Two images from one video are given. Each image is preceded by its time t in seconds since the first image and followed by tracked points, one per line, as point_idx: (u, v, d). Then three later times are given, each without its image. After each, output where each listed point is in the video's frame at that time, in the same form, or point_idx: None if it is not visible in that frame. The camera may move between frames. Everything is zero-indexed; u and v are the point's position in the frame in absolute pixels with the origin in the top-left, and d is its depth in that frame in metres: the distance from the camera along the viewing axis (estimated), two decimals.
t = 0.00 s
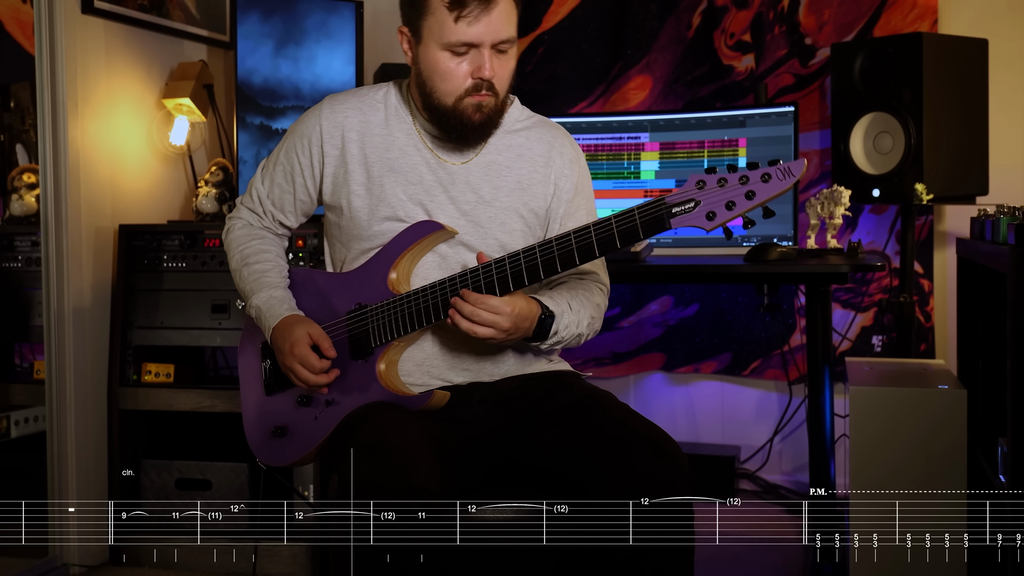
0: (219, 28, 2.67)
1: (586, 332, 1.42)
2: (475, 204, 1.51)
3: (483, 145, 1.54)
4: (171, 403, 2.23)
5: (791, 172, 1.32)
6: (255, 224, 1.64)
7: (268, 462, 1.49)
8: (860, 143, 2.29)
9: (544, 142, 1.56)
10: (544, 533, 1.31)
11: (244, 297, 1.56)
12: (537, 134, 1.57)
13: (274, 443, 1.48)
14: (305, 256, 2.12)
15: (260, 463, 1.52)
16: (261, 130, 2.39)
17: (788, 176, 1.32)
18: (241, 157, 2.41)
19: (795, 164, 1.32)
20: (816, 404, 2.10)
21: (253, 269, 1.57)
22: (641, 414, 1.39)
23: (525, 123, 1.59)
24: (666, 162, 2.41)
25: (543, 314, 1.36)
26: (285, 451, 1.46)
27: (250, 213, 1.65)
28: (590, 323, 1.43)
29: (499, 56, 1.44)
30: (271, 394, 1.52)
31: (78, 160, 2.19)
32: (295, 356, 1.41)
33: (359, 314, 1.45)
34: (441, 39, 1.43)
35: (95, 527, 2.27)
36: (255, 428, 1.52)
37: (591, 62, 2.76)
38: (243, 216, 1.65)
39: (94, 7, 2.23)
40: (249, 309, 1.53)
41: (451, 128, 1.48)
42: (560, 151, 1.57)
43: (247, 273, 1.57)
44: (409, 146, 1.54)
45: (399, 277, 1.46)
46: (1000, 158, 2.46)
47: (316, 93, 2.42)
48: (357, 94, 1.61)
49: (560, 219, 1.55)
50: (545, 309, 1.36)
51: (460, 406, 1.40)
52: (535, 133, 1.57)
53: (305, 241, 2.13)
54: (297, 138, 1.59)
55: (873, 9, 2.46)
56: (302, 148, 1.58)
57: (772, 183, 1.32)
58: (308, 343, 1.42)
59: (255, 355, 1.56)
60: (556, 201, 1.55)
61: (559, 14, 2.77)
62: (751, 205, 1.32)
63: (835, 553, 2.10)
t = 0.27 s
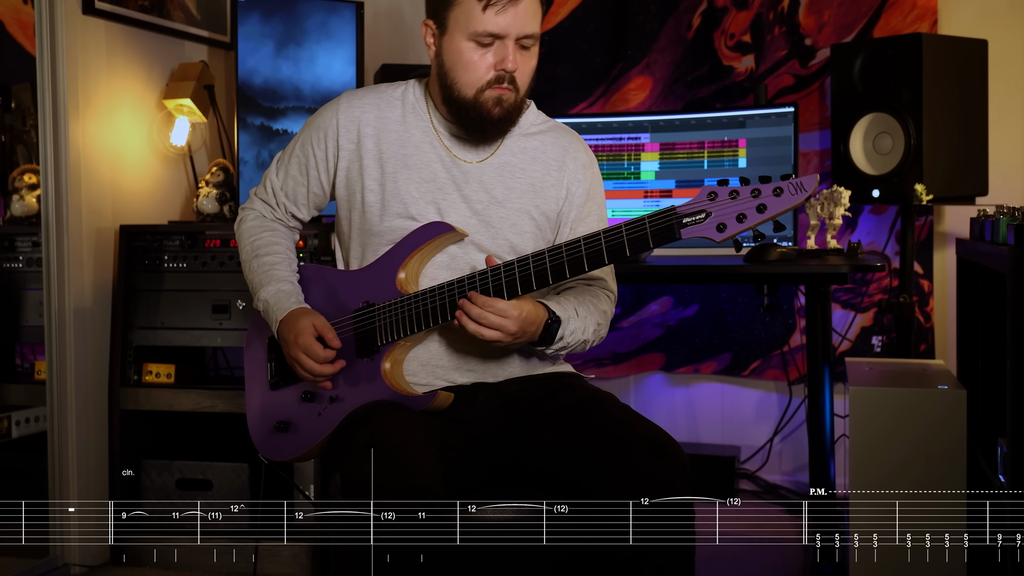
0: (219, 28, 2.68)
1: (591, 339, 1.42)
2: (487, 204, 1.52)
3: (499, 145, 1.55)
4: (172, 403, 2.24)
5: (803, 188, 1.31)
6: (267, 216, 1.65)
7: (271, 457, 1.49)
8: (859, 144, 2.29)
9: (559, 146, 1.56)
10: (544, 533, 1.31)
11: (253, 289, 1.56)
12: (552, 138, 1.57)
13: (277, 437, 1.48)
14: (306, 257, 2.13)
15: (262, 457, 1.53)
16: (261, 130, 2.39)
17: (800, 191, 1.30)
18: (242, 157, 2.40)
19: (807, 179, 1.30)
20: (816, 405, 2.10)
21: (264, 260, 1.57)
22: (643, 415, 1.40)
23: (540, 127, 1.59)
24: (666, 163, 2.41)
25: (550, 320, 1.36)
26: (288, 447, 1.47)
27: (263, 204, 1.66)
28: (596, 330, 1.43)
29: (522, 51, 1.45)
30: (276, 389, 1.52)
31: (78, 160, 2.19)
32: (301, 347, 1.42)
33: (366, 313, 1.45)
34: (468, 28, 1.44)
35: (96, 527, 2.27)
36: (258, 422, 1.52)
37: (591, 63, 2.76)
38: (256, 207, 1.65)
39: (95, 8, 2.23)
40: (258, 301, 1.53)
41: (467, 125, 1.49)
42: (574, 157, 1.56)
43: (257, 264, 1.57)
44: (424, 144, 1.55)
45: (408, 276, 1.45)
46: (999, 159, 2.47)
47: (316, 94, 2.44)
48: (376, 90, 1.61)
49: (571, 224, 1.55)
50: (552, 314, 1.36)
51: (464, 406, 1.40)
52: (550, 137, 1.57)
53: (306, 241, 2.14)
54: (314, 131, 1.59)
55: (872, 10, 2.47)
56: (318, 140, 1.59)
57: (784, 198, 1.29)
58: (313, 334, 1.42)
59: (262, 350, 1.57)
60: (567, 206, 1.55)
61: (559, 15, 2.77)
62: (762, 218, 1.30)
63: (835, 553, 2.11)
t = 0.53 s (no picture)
0: (220, 29, 2.68)
1: (595, 342, 1.43)
2: (495, 204, 1.52)
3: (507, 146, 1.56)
4: (172, 403, 2.24)
5: (814, 197, 1.28)
6: (273, 216, 1.64)
7: (273, 454, 1.49)
8: (859, 145, 2.29)
9: (565, 149, 1.57)
10: (544, 533, 1.33)
11: (259, 288, 1.56)
12: (558, 141, 1.58)
13: (280, 435, 1.49)
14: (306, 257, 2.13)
15: (263, 454, 1.53)
16: (262, 131, 2.39)
17: (811, 201, 1.28)
18: (243, 158, 2.39)
19: (819, 188, 1.27)
20: (816, 405, 2.10)
21: (270, 260, 1.57)
22: (645, 415, 1.40)
23: (546, 130, 1.60)
24: (666, 163, 2.42)
25: (556, 323, 1.36)
26: (290, 444, 1.47)
27: (270, 204, 1.65)
28: (600, 332, 1.44)
29: (536, 55, 1.47)
30: (280, 387, 1.53)
31: (78, 161, 2.19)
32: (309, 343, 1.41)
33: (374, 312, 1.45)
34: (486, 29, 1.44)
35: (97, 527, 2.27)
36: (261, 419, 1.52)
37: (592, 64, 2.77)
38: (262, 207, 1.65)
39: (96, 8, 2.23)
40: (265, 301, 1.53)
41: (478, 125, 1.49)
42: (580, 160, 1.58)
43: (263, 263, 1.56)
44: (433, 143, 1.55)
45: (416, 277, 1.46)
46: (999, 160, 2.47)
47: (317, 94, 2.44)
48: (384, 92, 1.62)
49: (575, 226, 1.56)
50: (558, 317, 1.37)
51: (468, 405, 1.41)
52: (557, 140, 1.58)
53: (307, 242, 2.14)
54: (323, 130, 1.59)
55: (872, 11, 2.47)
56: (327, 139, 1.59)
57: (795, 207, 1.28)
58: (323, 331, 1.43)
59: (266, 347, 1.57)
60: (573, 208, 1.56)
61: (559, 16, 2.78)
62: (773, 226, 1.29)
63: (835, 553, 2.11)
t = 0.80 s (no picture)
0: (221, 30, 2.68)
1: (593, 338, 1.43)
2: (490, 203, 1.52)
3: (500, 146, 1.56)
4: (173, 403, 2.24)
5: (807, 188, 1.30)
6: (269, 219, 1.64)
7: (273, 457, 1.49)
8: (859, 145, 2.30)
9: (558, 147, 1.57)
10: (543, 533, 1.32)
11: (254, 292, 1.56)
12: (552, 140, 1.58)
13: (280, 437, 1.49)
14: (307, 257, 2.13)
15: (263, 458, 1.53)
16: (263, 131, 2.40)
17: (804, 192, 1.30)
18: (245, 159, 2.39)
19: (812, 180, 1.30)
20: (815, 405, 2.11)
21: (264, 263, 1.56)
22: (645, 415, 1.40)
23: (540, 129, 1.60)
24: (667, 164, 2.42)
25: (552, 321, 1.36)
26: (290, 447, 1.47)
27: (265, 208, 1.65)
28: (597, 330, 1.44)
29: (530, 53, 1.47)
30: (279, 390, 1.53)
31: (79, 161, 2.20)
32: (306, 341, 1.42)
33: (371, 313, 1.46)
34: (481, 27, 1.44)
35: (97, 527, 2.28)
36: (261, 422, 1.53)
37: (592, 64, 2.77)
38: (257, 211, 1.65)
39: (97, 9, 2.23)
40: (259, 305, 1.53)
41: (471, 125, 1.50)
42: (574, 158, 1.58)
43: (258, 266, 1.56)
44: (427, 144, 1.55)
45: (413, 276, 1.46)
46: (998, 160, 2.47)
47: (318, 95, 2.44)
48: (377, 94, 1.62)
49: (571, 223, 1.55)
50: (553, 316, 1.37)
51: (466, 405, 1.42)
52: (550, 139, 1.58)
53: (307, 242, 2.15)
54: (317, 133, 1.60)
55: (872, 12, 2.47)
56: (321, 143, 1.59)
57: (788, 199, 1.30)
58: (317, 327, 1.43)
59: (264, 350, 1.57)
60: (567, 206, 1.55)
61: (559, 17, 2.78)
62: (766, 219, 1.31)
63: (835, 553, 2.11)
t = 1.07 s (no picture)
0: (221, 30, 2.69)
1: (581, 336, 1.43)
2: (480, 204, 1.52)
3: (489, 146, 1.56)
4: (173, 404, 2.24)
5: (792, 173, 1.32)
6: (261, 223, 1.65)
7: (274, 462, 1.49)
8: (859, 146, 2.30)
9: (548, 145, 1.57)
10: (543, 533, 1.32)
11: (248, 297, 1.56)
12: (542, 137, 1.58)
13: (280, 443, 1.49)
14: (307, 258, 2.14)
15: (264, 463, 1.53)
16: (264, 132, 2.40)
17: (790, 177, 1.32)
18: (246, 160, 2.40)
19: (797, 165, 1.32)
20: (815, 405, 2.11)
21: (258, 268, 1.57)
22: (644, 415, 1.40)
23: (530, 127, 1.60)
24: (667, 165, 2.42)
25: (539, 318, 1.36)
26: (290, 451, 1.47)
27: (257, 212, 1.66)
28: (586, 328, 1.43)
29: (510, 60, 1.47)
30: (277, 395, 1.53)
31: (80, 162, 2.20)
32: (297, 351, 1.42)
33: (365, 315, 1.46)
34: (457, 36, 1.44)
35: (98, 527, 2.28)
36: (260, 429, 1.52)
37: (592, 65, 2.77)
38: (250, 216, 1.66)
39: (98, 10, 2.24)
40: (254, 310, 1.53)
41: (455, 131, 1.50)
42: (564, 155, 1.58)
43: (252, 272, 1.57)
44: (416, 147, 1.55)
45: (406, 277, 1.46)
46: (998, 161, 2.48)
47: (319, 96, 2.44)
48: (365, 96, 1.62)
49: (563, 221, 1.56)
50: (541, 312, 1.37)
51: (464, 407, 1.41)
52: (540, 137, 1.58)
53: (308, 242, 2.15)
54: (306, 137, 1.60)
55: (872, 12, 2.48)
56: (310, 146, 1.59)
57: (774, 184, 1.31)
58: (312, 340, 1.43)
59: (261, 355, 1.58)
60: (559, 204, 1.56)
61: (560, 17, 2.78)
62: (753, 205, 1.32)
63: (835, 553, 2.11)
